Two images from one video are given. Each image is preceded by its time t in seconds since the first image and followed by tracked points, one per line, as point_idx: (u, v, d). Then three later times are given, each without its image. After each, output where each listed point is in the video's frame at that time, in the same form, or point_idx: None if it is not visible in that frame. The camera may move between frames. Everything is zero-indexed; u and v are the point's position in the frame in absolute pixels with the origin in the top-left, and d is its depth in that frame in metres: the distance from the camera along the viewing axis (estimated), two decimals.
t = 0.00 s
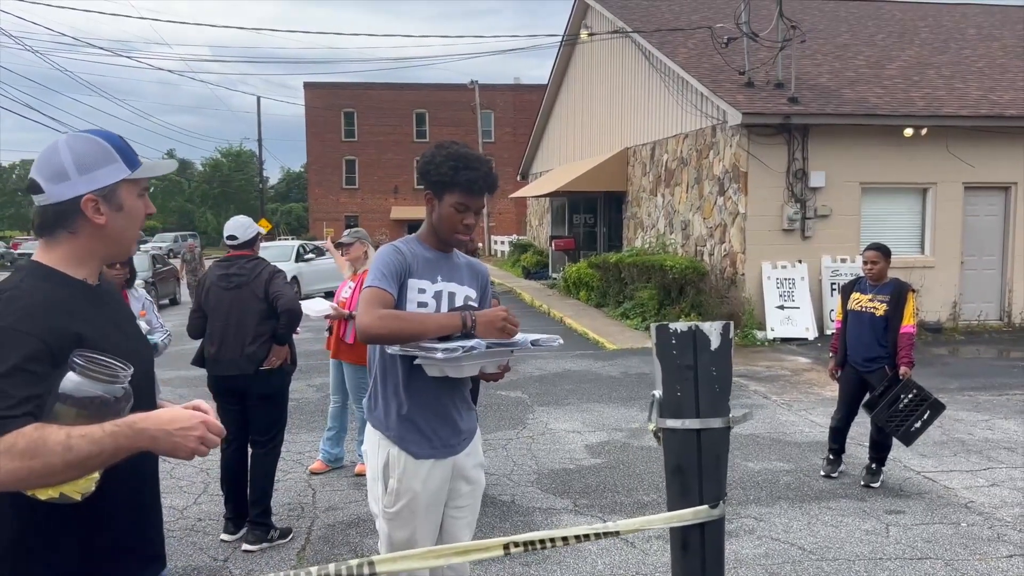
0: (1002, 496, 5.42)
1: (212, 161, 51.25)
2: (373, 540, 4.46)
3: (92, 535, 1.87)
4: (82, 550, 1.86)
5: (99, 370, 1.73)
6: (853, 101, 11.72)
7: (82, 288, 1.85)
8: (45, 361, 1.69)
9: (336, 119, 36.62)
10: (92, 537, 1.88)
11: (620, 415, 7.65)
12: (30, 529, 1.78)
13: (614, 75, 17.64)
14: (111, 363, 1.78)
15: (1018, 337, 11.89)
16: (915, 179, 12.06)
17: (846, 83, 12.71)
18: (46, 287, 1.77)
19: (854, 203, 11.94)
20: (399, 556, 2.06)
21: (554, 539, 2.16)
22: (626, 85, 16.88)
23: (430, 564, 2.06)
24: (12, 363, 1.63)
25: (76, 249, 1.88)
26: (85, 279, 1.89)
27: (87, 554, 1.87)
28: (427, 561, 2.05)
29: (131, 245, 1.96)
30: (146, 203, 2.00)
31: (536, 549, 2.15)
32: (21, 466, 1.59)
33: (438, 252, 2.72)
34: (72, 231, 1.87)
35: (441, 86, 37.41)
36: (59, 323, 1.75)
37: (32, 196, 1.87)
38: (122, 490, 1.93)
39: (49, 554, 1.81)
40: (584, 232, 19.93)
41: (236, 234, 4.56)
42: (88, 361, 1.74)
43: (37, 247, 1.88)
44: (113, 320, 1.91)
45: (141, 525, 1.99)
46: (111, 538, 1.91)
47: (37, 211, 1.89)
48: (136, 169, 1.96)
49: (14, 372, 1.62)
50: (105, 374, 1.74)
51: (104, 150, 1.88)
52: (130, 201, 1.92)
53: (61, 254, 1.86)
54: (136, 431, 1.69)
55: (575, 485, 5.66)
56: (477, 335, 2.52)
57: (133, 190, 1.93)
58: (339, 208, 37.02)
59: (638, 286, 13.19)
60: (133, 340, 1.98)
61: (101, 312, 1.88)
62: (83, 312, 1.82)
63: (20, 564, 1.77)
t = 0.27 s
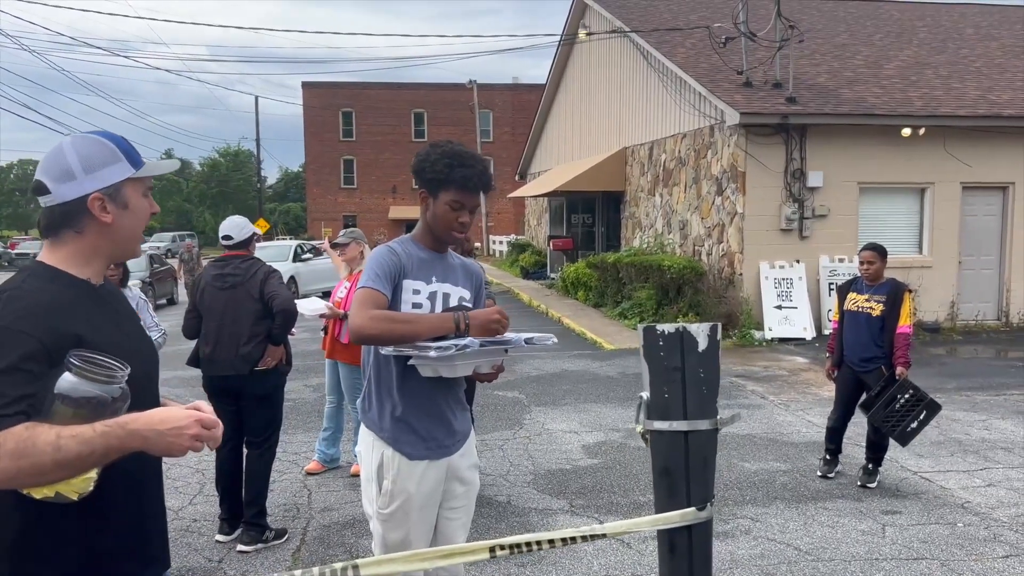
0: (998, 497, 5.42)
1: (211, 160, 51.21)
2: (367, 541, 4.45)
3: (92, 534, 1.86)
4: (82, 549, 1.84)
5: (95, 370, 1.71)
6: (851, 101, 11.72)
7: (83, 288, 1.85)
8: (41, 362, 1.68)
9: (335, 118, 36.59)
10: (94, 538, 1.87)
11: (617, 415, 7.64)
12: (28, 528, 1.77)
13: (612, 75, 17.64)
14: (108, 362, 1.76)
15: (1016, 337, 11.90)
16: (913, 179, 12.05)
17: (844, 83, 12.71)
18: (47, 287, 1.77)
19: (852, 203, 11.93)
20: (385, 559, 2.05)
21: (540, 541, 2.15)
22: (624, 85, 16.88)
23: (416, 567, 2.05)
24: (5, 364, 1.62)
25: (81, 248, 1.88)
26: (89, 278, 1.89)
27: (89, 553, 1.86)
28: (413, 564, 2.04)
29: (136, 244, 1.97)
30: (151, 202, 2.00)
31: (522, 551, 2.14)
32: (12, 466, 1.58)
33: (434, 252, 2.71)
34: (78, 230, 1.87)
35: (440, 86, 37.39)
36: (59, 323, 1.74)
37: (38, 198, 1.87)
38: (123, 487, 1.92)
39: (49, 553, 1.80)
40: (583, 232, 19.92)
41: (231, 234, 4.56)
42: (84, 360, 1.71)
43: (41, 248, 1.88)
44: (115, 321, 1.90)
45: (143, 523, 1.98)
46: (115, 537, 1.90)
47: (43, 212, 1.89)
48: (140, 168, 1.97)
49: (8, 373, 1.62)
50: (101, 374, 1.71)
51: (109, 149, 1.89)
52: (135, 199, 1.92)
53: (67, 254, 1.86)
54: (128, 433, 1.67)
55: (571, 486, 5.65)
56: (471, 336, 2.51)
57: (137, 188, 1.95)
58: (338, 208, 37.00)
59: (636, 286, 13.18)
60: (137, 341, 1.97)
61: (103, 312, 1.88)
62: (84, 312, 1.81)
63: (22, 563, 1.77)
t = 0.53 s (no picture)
0: (997, 496, 5.42)
1: (209, 160, 51.15)
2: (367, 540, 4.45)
3: (106, 520, 1.88)
4: (97, 534, 1.87)
5: (104, 357, 1.74)
6: (850, 101, 11.72)
7: (99, 284, 1.91)
8: (53, 350, 1.72)
9: (333, 118, 36.55)
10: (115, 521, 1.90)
11: (616, 415, 7.64)
12: (43, 513, 1.80)
13: (611, 74, 17.64)
14: (119, 350, 1.81)
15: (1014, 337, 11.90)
16: (911, 178, 12.06)
17: (843, 83, 12.70)
18: (59, 281, 1.82)
19: (851, 202, 11.93)
20: (386, 558, 2.05)
21: (541, 540, 2.15)
22: (623, 84, 16.88)
23: (416, 565, 2.04)
24: (18, 350, 1.66)
25: (94, 242, 1.93)
26: (101, 272, 1.94)
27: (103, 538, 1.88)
28: (412, 562, 2.04)
29: (148, 238, 2.01)
30: (163, 198, 2.04)
31: (524, 550, 2.13)
32: (18, 453, 1.60)
33: (435, 250, 2.71)
34: (89, 224, 1.93)
35: (438, 85, 37.37)
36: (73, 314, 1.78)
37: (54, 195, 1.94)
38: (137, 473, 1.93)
39: (64, 538, 1.83)
40: (581, 232, 19.91)
41: (231, 234, 4.55)
42: (94, 348, 1.75)
43: (57, 244, 1.95)
44: (126, 316, 1.94)
45: (158, 509, 1.99)
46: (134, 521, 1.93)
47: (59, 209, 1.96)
48: (149, 163, 2.02)
49: (20, 359, 1.66)
50: (110, 360, 1.75)
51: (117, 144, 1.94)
52: (144, 194, 1.96)
53: (80, 247, 1.92)
54: (134, 417, 1.67)
55: (570, 485, 5.65)
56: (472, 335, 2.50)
57: (146, 182, 1.98)
58: (336, 208, 36.98)
59: (634, 286, 13.17)
60: (150, 343, 2.01)
61: (114, 306, 1.92)
62: (99, 308, 1.86)
63: (45, 547, 1.81)
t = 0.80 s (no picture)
0: (998, 497, 5.42)
1: (210, 160, 51.16)
2: (369, 539, 4.46)
3: (122, 514, 1.88)
4: (116, 528, 1.88)
5: (115, 350, 1.75)
6: (851, 101, 11.72)
7: (113, 282, 1.90)
8: (64, 345, 1.72)
9: (334, 117, 36.55)
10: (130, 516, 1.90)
11: (616, 415, 7.64)
12: (64, 506, 1.82)
13: (612, 74, 17.64)
14: (129, 344, 1.80)
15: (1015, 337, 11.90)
16: (912, 178, 12.06)
17: (843, 83, 12.70)
18: (73, 277, 1.82)
19: (852, 202, 11.94)
20: (393, 559, 2.05)
21: (548, 541, 2.15)
22: (624, 84, 16.88)
23: (424, 566, 2.04)
24: (30, 345, 1.67)
25: (112, 242, 1.94)
26: (117, 271, 1.95)
27: (125, 530, 1.89)
28: (420, 564, 2.04)
29: (164, 239, 2.02)
30: (178, 200, 2.06)
31: (530, 551, 2.14)
32: (28, 445, 1.60)
33: (439, 250, 2.71)
34: (108, 224, 1.93)
35: (439, 85, 37.36)
36: (85, 311, 1.79)
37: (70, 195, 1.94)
38: (156, 465, 1.94)
39: (85, 530, 1.84)
40: (582, 231, 19.91)
41: (234, 233, 4.54)
42: (105, 341, 1.75)
43: (73, 244, 1.95)
44: (140, 314, 1.95)
45: (176, 501, 2.00)
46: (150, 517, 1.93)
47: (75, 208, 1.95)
48: (165, 166, 2.03)
49: (32, 354, 1.67)
50: (121, 353, 1.75)
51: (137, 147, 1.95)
52: (161, 195, 1.98)
53: (99, 247, 1.93)
54: (142, 409, 1.67)
55: (572, 485, 5.66)
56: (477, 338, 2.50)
57: (163, 185, 2.00)
58: (337, 208, 36.98)
59: (635, 286, 13.18)
60: (163, 343, 2.01)
61: (128, 304, 1.92)
62: (112, 306, 1.86)
63: (61, 541, 1.82)
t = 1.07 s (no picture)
0: (1001, 497, 5.42)
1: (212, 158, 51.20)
2: (373, 538, 4.46)
3: (132, 510, 1.89)
4: (126, 524, 1.88)
5: (131, 347, 1.73)
6: (853, 101, 11.71)
7: (128, 278, 1.92)
8: (82, 341, 1.74)
9: (335, 116, 36.56)
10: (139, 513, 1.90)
11: (618, 414, 7.65)
12: (75, 501, 1.82)
13: (614, 73, 17.63)
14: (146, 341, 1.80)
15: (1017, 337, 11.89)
16: (914, 179, 12.05)
17: (846, 82, 12.70)
18: (90, 274, 1.84)
19: (854, 202, 11.93)
20: (400, 557, 2.06)
21: (555, 540, 2.16)
22: (626, 84, 16.88)
23: (431, 564, 2.05)
24: (48, 341, 1.69)
25: (125, 238, 1.95)
26: (130, 268, 1.95)
27: (134, 525, 1.90)
28: (427, 562, 2.05)
29: (175, 236, 2.03)
30: (189, 198, 2.07)
31: (537, 550, 2.14)
32: (47, 438, 1.61)
33: (446, 249, 2.72)
34: (121, 221, 1.94)
35: (441, 84, 37.37)
36: (101, 307, 1.80)
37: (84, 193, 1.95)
38: (164, 460, 1.96)
39: (96, 526, 1.84)
40: (583, 231, 19.91)
41: (237, 232, 4.56)
42: (122, 339, 1.74)
43: (87, 241, 1.96)
44: (155, 311, 1.96)
45: (184, 495, 2.02)
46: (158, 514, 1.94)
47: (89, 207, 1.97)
48: (177, 165, 2.04)
49: (49, 350, 1.68)
50: (136, 350, 1.73)
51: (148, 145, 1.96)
52: (173, 191, 1.99)
53: (113, 244, 1.94)
54: (158, 406, 1.68)
55: (574, 484, 5.66)
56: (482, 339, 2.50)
57: (175, 182, 2.01)
58: (339, 207, 37.01)
59: (637, 286, 13.18)
60: (176, 340, 2.02)
61: (143, 301, 1.93)
62: (128, 303, 1.88)
63: (72, 537, 1.82)
